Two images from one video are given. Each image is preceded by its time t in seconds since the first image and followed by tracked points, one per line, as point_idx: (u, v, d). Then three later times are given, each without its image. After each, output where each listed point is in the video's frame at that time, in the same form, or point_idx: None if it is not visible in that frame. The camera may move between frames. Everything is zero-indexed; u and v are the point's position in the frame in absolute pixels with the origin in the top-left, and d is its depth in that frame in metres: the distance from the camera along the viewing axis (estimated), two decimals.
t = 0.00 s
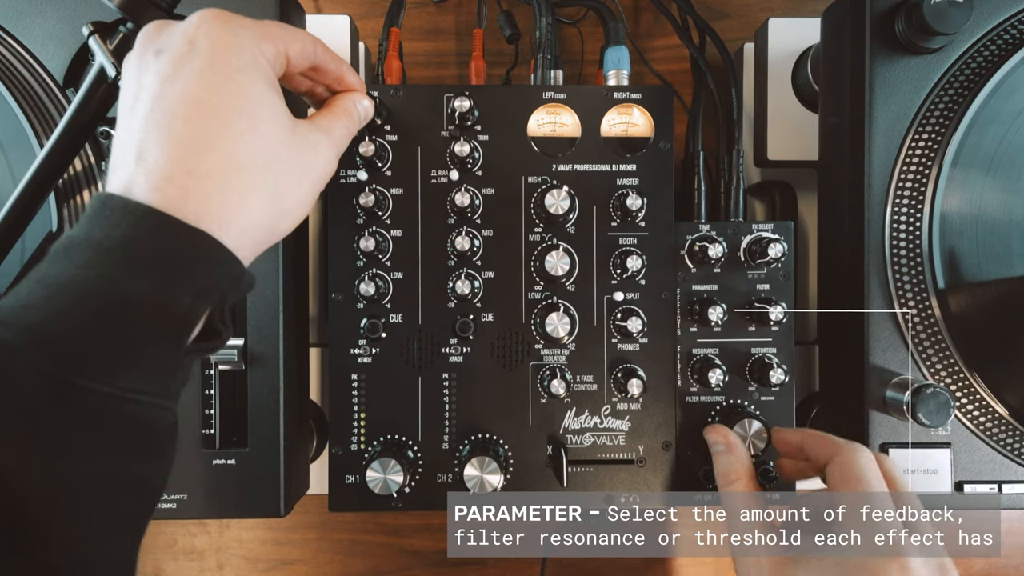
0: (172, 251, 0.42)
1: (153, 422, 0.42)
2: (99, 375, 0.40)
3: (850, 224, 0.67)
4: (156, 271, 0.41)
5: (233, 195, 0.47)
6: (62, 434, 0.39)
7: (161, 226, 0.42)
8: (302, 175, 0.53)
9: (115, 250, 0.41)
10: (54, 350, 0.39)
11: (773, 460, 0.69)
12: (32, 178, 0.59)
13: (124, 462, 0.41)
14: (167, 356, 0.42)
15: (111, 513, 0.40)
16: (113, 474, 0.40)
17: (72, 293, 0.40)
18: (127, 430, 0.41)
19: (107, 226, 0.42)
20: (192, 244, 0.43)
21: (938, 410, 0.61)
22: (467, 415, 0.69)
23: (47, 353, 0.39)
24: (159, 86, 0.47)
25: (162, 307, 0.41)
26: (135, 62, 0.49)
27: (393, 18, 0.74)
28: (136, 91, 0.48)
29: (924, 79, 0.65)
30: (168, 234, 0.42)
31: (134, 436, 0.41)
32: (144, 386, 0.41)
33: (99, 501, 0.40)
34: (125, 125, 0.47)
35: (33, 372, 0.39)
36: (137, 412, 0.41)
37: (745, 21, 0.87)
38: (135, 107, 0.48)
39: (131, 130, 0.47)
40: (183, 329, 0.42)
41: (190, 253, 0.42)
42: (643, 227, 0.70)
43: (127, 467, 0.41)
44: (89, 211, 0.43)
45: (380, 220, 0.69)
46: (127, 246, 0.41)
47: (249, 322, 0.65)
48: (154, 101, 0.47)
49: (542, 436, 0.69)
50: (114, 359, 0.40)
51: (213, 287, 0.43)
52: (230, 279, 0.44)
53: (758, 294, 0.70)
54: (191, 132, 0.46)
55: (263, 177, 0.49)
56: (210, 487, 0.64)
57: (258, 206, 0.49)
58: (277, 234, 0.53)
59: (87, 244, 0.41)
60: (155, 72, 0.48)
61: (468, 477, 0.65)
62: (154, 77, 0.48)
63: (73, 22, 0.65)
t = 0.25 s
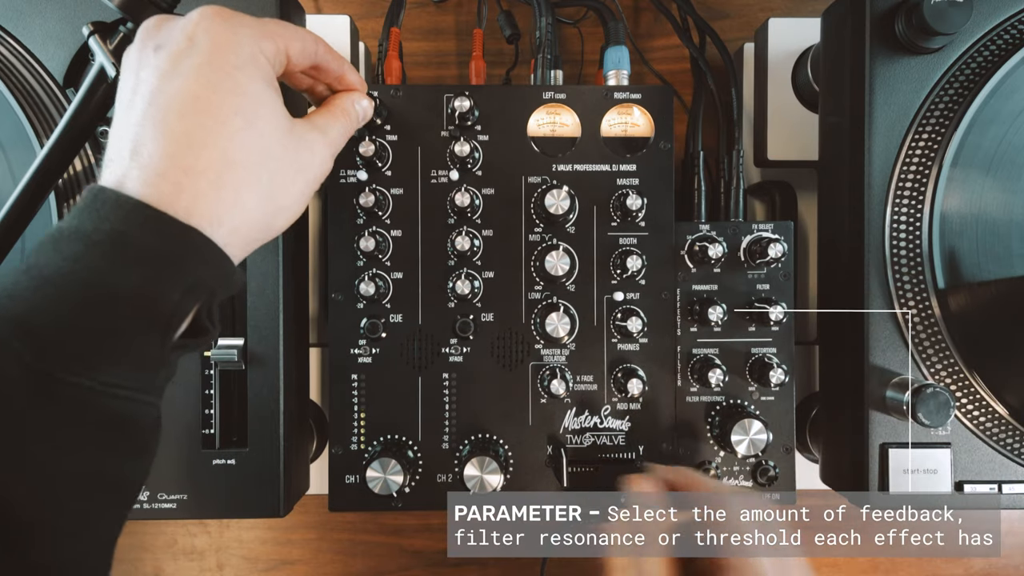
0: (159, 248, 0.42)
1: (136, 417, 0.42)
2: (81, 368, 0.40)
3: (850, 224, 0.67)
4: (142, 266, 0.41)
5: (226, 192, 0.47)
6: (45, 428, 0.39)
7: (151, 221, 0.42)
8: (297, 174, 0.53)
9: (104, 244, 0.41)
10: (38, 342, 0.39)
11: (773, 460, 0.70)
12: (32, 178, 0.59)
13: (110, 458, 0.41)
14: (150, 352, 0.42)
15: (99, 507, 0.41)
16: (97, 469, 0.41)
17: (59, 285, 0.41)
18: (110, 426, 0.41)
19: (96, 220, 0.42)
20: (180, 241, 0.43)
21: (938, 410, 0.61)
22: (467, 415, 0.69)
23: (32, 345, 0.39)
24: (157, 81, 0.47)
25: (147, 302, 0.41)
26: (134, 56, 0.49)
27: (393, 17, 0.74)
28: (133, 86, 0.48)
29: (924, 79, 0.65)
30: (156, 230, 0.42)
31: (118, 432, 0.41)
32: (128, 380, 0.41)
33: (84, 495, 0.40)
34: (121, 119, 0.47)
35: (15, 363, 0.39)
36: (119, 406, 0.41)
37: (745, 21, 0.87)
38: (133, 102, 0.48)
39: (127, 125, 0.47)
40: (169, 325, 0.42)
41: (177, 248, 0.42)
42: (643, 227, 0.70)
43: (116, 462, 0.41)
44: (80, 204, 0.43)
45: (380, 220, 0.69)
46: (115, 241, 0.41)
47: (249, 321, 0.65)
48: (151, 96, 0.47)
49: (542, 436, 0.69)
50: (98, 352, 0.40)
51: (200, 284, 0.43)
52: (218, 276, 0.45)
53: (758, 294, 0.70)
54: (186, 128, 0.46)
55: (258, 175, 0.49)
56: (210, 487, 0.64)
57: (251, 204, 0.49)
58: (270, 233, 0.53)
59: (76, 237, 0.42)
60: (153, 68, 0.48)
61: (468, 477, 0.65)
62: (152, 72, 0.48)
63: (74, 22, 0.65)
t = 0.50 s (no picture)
0: (141, 229, 0.41)
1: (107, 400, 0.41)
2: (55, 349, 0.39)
3: (850, 224, 0.67)
4: (121, 245, 0.41)
5: (212, 175, 0.46)
6: (15, 414, 0.38)
7: (130, 199, 0.42)
8: (286, 164, 0.53)
9: (77, 219, 0.41)
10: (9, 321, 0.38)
11: (774, 460, 0.70)
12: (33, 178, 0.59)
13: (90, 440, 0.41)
14: (126, 333, 0.42)
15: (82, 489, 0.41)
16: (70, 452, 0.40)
17: (29, 260, 0.40)
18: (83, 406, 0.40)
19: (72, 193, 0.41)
20: (162, 222, 0.42)
21: (938, 410, 0.61)
22: (467, 415, 0.69)
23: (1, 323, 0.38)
24: (157, 57, 0.48)
25: (123, 283, 0.41)
26: (138, 31, 0.49)
27: (393, 17, 0.74)
28: (133, 59, 0.48)
29: (924, 79, 0.65)
30: (138, 208, 0.42)
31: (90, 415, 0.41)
32: (102, 362, 0.41)
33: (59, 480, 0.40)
34: (116, 91, 0.47)
35: None
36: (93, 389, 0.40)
37: (745, 21, 0.87)
38: (129, 75, 0.48)
39: (121, 97, 0.47)
40: (145, 307, 0.42)
41: (156, 229, 0.42)
42: (643, 227, 0.70)
43: (93, 448, 0.41)
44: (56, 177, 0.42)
45: (380, 220, 0.69)
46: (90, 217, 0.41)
47: (248, 321, 0.65)
48: (149, 72, 0.47)
49: (543, 436, 0.69)
50: (70, 331, 0.39)
51: (181, 268, 0.43)
52: (199, 261, 0.44)
53: (758, 294, 0.70)
54: (181, 107, 0.46)
55: (247, 161, 0.49)
56: (210, 487, 0.64)
57: (237, 189, 0.48)
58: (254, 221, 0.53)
59: (49, 211, 0.41)
60: (155, 45, 0.48)
61: (468, 477, 0.65)
62: (154, 48, 0.48)
63: (74, 22, 0.65)
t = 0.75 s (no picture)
0: (118, 190, 0.41)
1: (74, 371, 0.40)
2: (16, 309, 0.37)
3: (850, 225, 0.67)
4: (98, 204, 0.40)
5: (197, 148, 0.46)
6: None
7: (111, 159, 0.41)
8: (273, 147, 0.53)
9: (49, 174, 0.39)
10: None
11: (773, 460, 0.70)
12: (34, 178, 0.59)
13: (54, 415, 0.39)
14: (92, 296, 0.40)
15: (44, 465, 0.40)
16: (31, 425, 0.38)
17: None
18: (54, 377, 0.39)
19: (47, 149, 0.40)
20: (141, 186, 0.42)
21: (938, 410, 0.61)
22: (467, 415, 0.69)
23: None
24: (160, 22, 0.47)
25: (98, 244, 0.40)
26: None
27: (393, 17, 0.74)
28: (134, 19, 0.48)
29: (924, 79, 0.65)
30: (117, 170, 0.41)
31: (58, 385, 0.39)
32: (65, 327, 0.39)
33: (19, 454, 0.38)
34: (110, 48, 0.47)
35: None
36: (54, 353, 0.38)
37: (745, 21, 0.87)
38: (125, 34, 0.47)
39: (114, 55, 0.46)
40: (116, 270, 0.41)
41: (137, 191, 0.41)
42: (643, 227, 0.70)
43: (59, 422, 0.39)
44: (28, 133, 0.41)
45: (380, 220, 0.69)
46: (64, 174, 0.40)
47: (248, 322, 0.65)
48: (149, 35, 0.47)
49: (543, 436, 0.69)
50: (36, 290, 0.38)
51: (157, 234, 0.42)
52: (175, 229, 0.44)
53: (758, 294, 0.70)
54: (176, 77, 0.46)
55: (236, 139, 0.49)
56: (210, 487, 0.64)
57: (222, 164, 0.48)
58: (231, 200, 0.52)
59: (16, 165, 0.39)
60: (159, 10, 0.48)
61: (468, 477, 0.65)
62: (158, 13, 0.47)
63: (74, 22, 0.65)
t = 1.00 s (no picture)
0: (111, 166, 0.40)
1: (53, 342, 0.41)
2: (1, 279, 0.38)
3: (850, 225, 0.67)
4: (90, 178, 0.40)
5: (194, 133, 0.46)
6: None
7: (104, 132, 0.41)
8: (270, 137, 0.53)
9: (43, 144, 0.39)
10: None
11: (773, 460, 0.70)
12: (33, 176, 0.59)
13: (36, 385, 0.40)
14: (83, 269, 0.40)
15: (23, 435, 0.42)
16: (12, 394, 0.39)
17: None
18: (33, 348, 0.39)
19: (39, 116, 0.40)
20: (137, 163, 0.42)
21: (938, 410, 0.61)
22: (467, 415, 0.69)
23: None
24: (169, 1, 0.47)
25: (89, 219, 0.40)
26: None
27: (393, 17, 0.74)
28: None
29: (924, 79, 0.65)
30: (112, 145, 0.41)
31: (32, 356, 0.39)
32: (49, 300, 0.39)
33: None
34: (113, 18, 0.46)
35: None
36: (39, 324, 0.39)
37: (745, 21, 0.87)
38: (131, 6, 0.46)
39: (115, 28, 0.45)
40: (108, 246, 0.41)
41: (128, 166, 0.41)
42: (643, 227, 0.70)
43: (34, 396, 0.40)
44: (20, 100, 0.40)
45: (380, 220, 0.69)
46: (57, 143, 0.39)
47: (248, 321, 0.65)
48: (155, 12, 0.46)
49: (543, 436, 0.69)
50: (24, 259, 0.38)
51: (149, 211, 0.42)
52: (167, 206, 0.43)
53: (758, 294, 0.70)
54: (180, 59, 0.45)
55: (235, 128, 0.49)
56: (210, 487, 0.64)
57: (217, 151, 0.48)
58: (223, 185, 0.53)
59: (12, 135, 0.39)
60: None
61: (468, 477, 0.65)
62: None
63: (75, 22, 0.65)
